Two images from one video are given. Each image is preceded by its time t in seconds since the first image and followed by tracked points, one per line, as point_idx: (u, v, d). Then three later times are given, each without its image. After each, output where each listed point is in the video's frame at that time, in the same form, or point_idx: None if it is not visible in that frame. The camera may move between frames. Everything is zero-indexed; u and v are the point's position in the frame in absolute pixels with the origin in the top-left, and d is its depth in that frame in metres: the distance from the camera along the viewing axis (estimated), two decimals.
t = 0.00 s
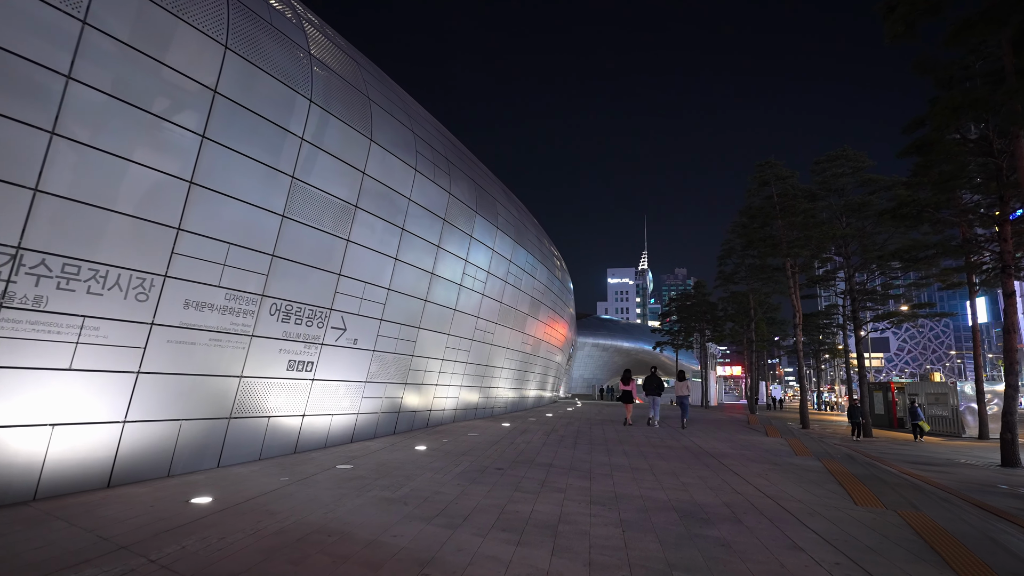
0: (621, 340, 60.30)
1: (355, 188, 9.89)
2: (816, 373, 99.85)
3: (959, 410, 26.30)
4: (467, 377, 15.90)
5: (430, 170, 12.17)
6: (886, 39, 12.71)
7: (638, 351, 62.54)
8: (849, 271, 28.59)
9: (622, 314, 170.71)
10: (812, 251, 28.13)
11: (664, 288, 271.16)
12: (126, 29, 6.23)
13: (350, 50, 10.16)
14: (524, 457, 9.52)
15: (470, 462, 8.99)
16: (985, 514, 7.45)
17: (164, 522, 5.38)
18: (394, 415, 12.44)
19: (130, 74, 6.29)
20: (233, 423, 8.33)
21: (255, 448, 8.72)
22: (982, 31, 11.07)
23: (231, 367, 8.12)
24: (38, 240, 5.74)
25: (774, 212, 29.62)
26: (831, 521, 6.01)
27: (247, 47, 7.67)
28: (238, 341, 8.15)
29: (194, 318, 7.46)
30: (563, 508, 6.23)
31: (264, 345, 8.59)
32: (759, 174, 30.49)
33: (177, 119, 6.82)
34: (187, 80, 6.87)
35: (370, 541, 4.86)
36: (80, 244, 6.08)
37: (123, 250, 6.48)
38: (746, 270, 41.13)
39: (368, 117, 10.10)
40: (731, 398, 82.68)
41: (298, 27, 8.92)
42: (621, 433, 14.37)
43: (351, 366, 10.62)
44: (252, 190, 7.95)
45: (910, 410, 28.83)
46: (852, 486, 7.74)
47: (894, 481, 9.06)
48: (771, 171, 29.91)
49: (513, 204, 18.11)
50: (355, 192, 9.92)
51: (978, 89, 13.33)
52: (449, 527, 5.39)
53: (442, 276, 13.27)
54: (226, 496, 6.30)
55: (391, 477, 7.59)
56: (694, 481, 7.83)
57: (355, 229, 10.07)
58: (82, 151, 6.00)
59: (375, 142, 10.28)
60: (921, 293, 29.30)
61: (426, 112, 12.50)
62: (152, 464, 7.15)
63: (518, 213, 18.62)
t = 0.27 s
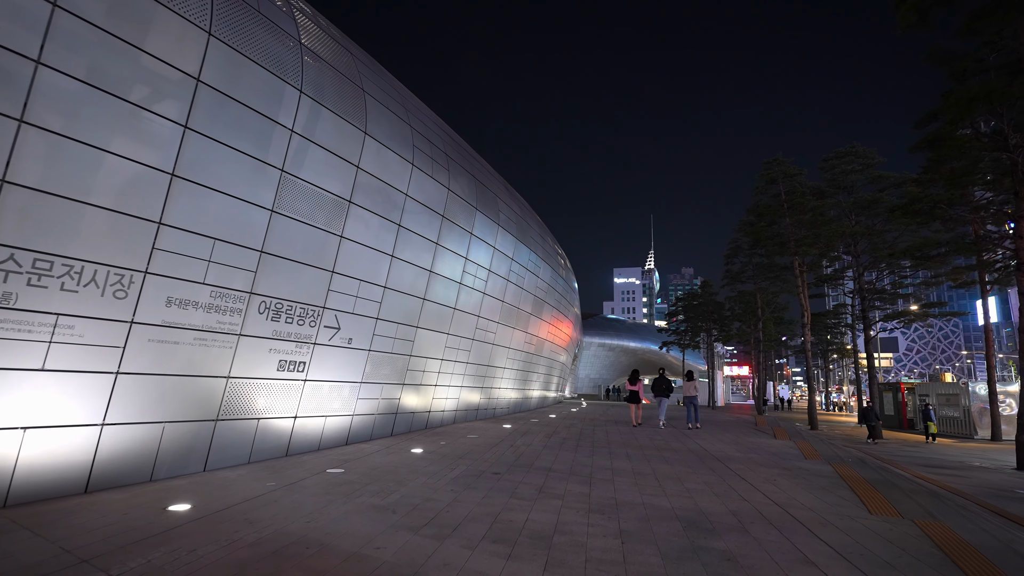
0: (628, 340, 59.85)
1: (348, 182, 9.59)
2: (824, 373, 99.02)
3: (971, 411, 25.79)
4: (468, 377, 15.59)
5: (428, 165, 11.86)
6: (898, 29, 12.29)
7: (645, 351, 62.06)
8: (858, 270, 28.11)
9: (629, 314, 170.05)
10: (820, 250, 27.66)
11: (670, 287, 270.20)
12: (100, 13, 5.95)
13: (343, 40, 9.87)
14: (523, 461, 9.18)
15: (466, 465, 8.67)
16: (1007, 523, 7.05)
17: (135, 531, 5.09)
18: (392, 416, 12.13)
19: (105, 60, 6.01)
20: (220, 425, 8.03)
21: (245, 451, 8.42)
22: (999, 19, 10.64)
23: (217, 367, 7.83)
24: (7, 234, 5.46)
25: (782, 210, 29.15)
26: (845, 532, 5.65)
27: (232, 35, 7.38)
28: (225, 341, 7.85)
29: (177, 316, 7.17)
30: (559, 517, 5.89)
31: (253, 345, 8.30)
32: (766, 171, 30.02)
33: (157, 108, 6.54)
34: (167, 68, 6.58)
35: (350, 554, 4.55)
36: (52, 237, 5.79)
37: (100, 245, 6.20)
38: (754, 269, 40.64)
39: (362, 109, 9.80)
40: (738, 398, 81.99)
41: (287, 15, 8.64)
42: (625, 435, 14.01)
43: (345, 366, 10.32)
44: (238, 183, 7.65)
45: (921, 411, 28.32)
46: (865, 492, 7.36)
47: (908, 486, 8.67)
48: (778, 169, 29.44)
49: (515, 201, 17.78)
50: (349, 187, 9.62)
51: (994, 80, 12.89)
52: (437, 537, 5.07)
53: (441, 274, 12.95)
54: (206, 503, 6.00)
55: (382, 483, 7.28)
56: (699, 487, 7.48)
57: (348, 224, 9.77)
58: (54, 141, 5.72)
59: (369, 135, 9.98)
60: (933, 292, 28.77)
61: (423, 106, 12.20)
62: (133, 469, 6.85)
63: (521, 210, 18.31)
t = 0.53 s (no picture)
0: (635, 340, 59.98)
1: (340, 174, 9.31)
2: (832, 373, 98.22)
3: (983, 411, 25.28)
4: (467, 376, 15.29)
5: (425, 159, 11.59)
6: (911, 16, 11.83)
7: (651, 351, 61.59)
8: (867, 269, 27.64)
9: (635, 314, 169.39)
10: (829, 247, 27.19)
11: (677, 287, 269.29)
12: None
13: (335, 29, 9.59)
14: (520, 462, 8.87)
15: (460, 467, 8.36)
16: None
17: (101, 538, 4.81)
18: (388, 416, 11.83)
19: (78, 44, 5.76)
20: (206, 424, 7.76)
21: (233, 451, 8.14)
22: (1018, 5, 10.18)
23: (203, 365, 7.57)
24: None
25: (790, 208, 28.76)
26: (856, 541, 5.32)
27: (215, 20, 7.12)
28: (210, 338, 7.58)
29: (158, 312, 6.90)
30: (553, 523, 5.58)
31: (239, 342, 8.02)
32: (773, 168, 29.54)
33: (134, 95, 6.27)
34: (145, 53, 6.32)
35: (324, 564, 4.25)
36: (21, 230, 5.52)
37: (74, 238, 5.93)
38: (760, 267, 40.14)
39: (355, 100, 9.52)
40: (745, 398, 81.40)
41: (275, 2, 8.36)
42: (628, 435, 13.69)
43: (339, 365, 10.04)
44: (223, 175, 7.39)
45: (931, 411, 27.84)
46: (877, 496, 7.01)
47: (922, 490, 8.30)
48: (786, 165, 28.94)
49: (516, 197, 17.49)
50: (341, 180, 9.35)
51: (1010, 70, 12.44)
52: (421, 546, 4.77)
53: (439, 271, 12.66)
54: (182, 507, 5.72)
55: (371, 485, 6.98)
56: (702, 490, 7.15)
57: (340, 219, 9.49)
58: (23, 128, 5.45)
59: (363, 127, 9.71)
60: (943, 291, 28.27)
61: (420, 98, 11.92)
62: (113, 470, 6.57)
63: (522, 206, 17.99)
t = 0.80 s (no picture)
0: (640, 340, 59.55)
1: (329, 168, 9.01)
2: (838, 373, 97.48)
3: (993, 411, 24.78)
4: (466, 376, 14.96)
5: (420, 153, 11.28)
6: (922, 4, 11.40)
7: (655, 351, 61.14)
8: (876, 267, 27.17)
9: (640, 314, 168.69)
10: (836, 245, 26.73)
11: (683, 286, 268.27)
12: None
13: (325, 17, 9.29)
14: (515, 466, 8.54)
15: (452, 471, 8.04)
16: None
17: (60, 549, 4.51)
18: (383, 417, 11.52)
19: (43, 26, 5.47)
20: (189, 426, 7.45)
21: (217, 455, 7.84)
22: None
23: (184, 365, 7.28)
24: None
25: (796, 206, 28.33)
26: (868, 554, 4.97)
27: (194, 4, 6.82)
28: (190, 336, 7.28)
29: (135, 309, 6.61)
30: (544, 534, 5.24)
31: (223, 341, 7.73)
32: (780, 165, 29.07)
33: (105, 82, 5.98)
34: (118, 37, 6.04)
35: None
36: None
37: (41, 231, 5.63)
38: (767, 266, 39.65)
39: (345, 91, 9.22)
40: (751, 398, 80.81)
41: None
42: (630, 436, 13.34)
43: (329, 364, 9.73)
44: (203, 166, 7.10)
45: (941, 412, 27.34)
46: (889, 502, 6.64)
47: (935, 495, 7.92)
48: (793, 162, 28.47)
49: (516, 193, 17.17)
50: (330, 174, 9.05)
51: None
52: (399, 559, 4.44)
53: (435, 268, 12.35)
54: (154, 514, 5.42)
55: (356, 491, 6.67)
56: (704, 497, 6.80)
57: (330, 213, 9.19)
58: None
59: (354, 119, 9.40)
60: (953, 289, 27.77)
61: (416, 91, 11.60)
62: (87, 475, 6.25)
63: (523, 203, 17.65)
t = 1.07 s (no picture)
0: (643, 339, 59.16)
1: (316, 158, 8.72)
2: (841, 372, 96.88)
3: (1000, 410, 24.38)
4: (462, 374, 14.65)
5: (413, 145, 10.98)
6: None
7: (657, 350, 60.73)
8: (880, 264, 26.78)
9: (642, 313, 168.21)
10: (840, 243, 26.34)
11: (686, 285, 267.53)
12: None
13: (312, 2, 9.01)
14: (507, 466, 8.23)
15: (442, 471, 7.73)
16: None
17: (13, 555, 4.22)
18: (374, 416, 11.21)
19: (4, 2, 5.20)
20: (167, 425, 7.15)
21: (198, 454, 7.54)
22: None
23: (161, 361, 6.99)
24: None
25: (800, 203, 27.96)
26: (876, 561, 4.66)
27: None
28: (168, 331, 7.00)
29: (108, 302, 6.33)
30: (532, 538, 4.94)
31: (204, 336, 7.44)
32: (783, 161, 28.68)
33: (74, 62, 5.70)
34: (87, 16, 5.76)
35: None
36: None
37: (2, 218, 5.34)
38: (770, 264, 39.26)
39: (332, 79, 8.92)
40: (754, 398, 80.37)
41: None
42: (629, 435, 13.02)
43: (317, 361, 9.44)
44: (181, 154, 6.82)
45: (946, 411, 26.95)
46: (897, 505, 6.33)
47: (943, 496, 7.60)
48: (796, 158, 28.08)
49: (514, 188, 16.87)
50: (317, 164, 8.76)
51: None
52: (375, 566, 4.14)
53: (429, 263, 12.05)
54: (121, 517, 5.14)
55: (339, 492, 6.38)
56: (703, 499, 6.48)
57: (318, 205, 8.89)
58: None
59: (342, 108, 9.11)
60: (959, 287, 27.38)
61: (408, 80, 11.31)
62: (57, 475, 5.95)
63: (521, 198, 17.35)
